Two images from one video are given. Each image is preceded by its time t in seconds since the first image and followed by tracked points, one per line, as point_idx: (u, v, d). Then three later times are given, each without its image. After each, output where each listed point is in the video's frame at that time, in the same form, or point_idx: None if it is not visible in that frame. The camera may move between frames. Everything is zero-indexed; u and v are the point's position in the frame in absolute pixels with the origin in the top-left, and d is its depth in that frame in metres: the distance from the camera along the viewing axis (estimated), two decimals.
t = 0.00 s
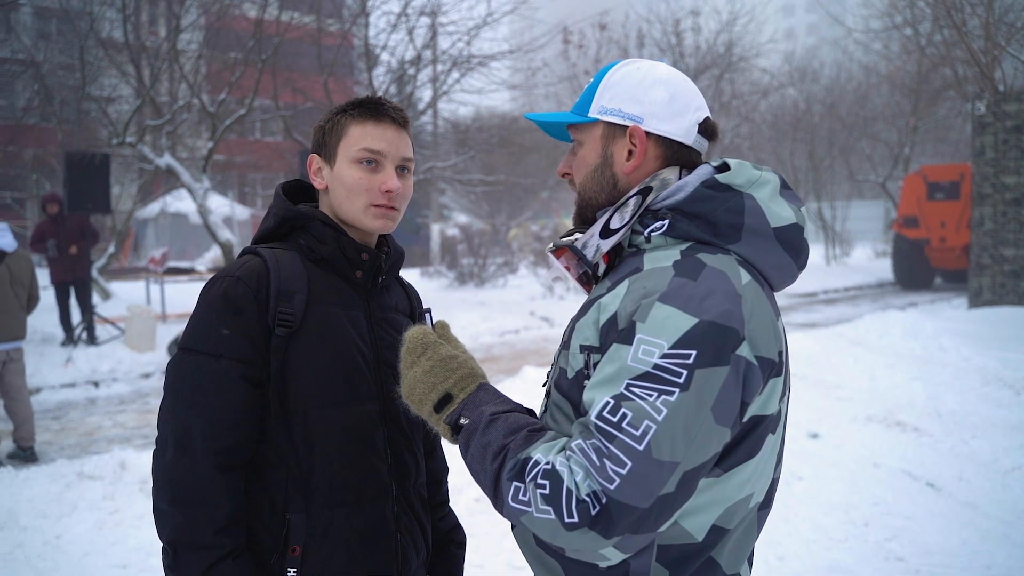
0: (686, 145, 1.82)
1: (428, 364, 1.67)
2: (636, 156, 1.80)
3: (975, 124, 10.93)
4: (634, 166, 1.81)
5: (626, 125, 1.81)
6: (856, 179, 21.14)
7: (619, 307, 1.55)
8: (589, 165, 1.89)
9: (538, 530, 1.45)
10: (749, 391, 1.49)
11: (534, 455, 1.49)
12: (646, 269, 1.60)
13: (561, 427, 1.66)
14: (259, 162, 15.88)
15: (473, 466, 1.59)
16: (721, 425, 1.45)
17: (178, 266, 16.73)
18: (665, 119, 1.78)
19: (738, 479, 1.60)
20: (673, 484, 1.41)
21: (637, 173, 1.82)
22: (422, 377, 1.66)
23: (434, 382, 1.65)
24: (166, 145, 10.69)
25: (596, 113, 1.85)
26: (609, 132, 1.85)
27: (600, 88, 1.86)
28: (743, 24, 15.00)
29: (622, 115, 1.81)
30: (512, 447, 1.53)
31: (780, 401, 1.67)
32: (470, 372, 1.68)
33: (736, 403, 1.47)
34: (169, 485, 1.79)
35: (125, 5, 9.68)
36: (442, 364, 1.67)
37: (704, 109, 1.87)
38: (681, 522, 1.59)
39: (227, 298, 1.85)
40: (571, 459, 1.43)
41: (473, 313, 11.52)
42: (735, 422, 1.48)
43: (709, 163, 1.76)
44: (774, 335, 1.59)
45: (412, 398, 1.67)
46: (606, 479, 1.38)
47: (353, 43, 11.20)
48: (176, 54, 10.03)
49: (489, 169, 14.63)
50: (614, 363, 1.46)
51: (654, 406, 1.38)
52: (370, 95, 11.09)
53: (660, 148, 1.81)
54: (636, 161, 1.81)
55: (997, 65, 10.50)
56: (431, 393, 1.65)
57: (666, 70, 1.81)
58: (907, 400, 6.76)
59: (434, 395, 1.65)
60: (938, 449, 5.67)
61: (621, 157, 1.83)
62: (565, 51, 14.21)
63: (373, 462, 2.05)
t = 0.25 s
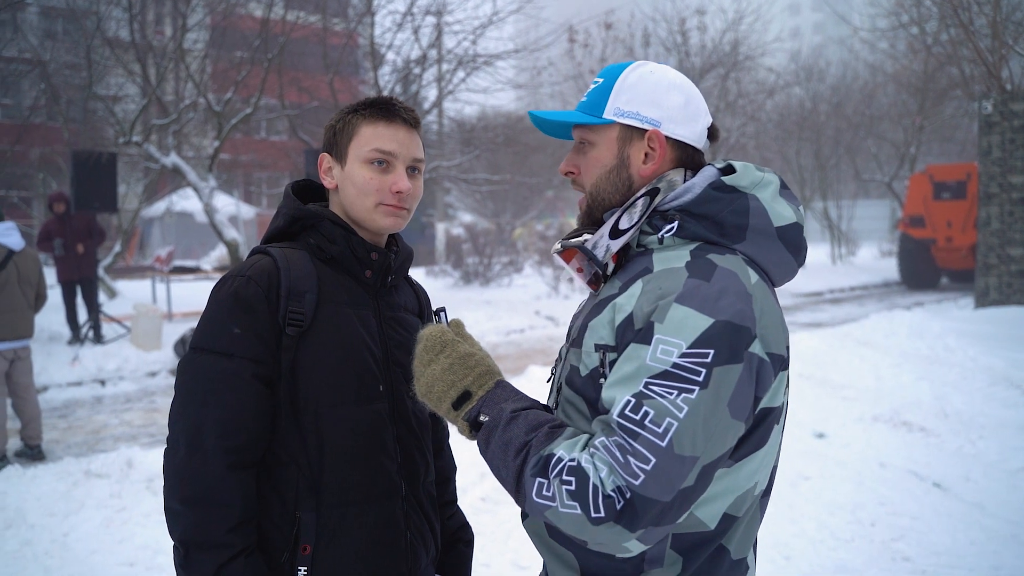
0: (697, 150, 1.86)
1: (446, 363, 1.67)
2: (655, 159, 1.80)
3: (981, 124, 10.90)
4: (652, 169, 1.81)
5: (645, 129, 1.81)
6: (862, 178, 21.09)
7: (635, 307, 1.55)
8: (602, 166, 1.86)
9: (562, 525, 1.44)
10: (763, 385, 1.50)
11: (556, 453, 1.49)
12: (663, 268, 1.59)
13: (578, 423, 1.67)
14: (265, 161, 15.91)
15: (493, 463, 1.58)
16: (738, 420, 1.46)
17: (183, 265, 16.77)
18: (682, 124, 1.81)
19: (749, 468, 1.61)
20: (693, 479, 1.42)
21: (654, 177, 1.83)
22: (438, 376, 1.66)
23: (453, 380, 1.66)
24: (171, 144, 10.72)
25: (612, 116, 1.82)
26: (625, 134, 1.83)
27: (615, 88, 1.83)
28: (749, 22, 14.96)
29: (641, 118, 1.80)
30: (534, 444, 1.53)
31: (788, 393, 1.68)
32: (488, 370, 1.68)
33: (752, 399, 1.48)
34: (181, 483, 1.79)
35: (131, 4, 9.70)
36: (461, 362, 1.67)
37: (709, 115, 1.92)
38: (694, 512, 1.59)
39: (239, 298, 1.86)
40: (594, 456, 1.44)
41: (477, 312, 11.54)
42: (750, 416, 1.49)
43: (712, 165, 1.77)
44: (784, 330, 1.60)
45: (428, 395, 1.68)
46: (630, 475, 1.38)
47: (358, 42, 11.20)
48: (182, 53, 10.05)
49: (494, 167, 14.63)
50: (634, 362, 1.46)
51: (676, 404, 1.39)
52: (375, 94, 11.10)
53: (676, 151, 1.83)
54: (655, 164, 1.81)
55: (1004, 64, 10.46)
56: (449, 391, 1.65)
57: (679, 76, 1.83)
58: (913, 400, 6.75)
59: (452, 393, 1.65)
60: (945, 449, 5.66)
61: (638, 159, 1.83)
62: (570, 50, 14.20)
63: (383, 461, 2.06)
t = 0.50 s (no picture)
0: (700, 152, 1.91)
1: (475, 375, 1.63)
2: (667, 163, 1.83)
3: (988, 123, 10.86)
4: (663, 172, 1.84)
5: (655, 134, 1.82)
6: (867, 177, 21.05)
7: (666, 312, 1.56)
8: (613, 171, 1.86)
9: (611, 528, 1.44)
10: (789, 378, 1.55)
11: (600, 458, 1.48)
12: (689, 271, 1.60)
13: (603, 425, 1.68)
14: (270, 161, 15.95)
15: (530, 472, 1.56)
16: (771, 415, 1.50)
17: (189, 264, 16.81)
18: (689, 128, 1.84)
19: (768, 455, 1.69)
20: (733, 473, 1.45)
21: (665, 180, 1.85)
22: (467, 390, 1.62)
23: (481, 393, 1.63)
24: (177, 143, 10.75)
25: (622, 121, 1.81)
26: (635, 139, 1.83)
27: (624, 93, 1.82)
28: (754, 21, 14.93)
29: (651, 123, 1.81)
30: (575, 451, 1.52)
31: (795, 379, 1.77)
32: (514, 380, 1.66)
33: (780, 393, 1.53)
34: (192, 482, 1.80)
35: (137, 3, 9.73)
36: (490, 374, 1.64)
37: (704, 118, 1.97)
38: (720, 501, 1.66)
39: (249, 296, 1.87)
40: (640, 459, 1.44)
41: (482, 311, 11.55)
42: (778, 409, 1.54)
43: (718, 168, 1.78)
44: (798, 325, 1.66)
45: (452, 408, 1.63)
46: (678, 475, 1.39)
47: (363, 41, 11.21)
48: (187, 52, 10.05)
49: (498, 167, 14.65)
50: (670, 365, 1.47)
51: (718, 404, 1.41)
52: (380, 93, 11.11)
53: (683, 155, 1.87)
54: (667, 168, 1.83)
55: (1011, 64, 10.43)
56: (478, 404, 1.62)
57: (682, 80, 1.86)
58: (919, 400, 6.74)
59: (482, 405, 1.62)
60: (952, 449, 5.65)
61: (649, 163, 1.84)
62: (575, 49, 14.20)
63: (392, 460, 2.07)
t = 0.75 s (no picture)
0: (696, 146, 1.89)
1: (505, 375, 1.64)
2: (663, 161, 1.82)
3: (993, 123, 10.80)
4: (661, 170, 1.83)
5: (647, 133, 1.82)
6: (871, 177, 21.01)
7: (696, 305, 1.57)
8: (612, 174, 1.86)
9: (655, 522, 1.45)
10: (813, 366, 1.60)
11: (640, 452, 1.48)
12: (717, 263, 1.62)
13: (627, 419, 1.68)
14: (275, 160, 15.98)
15: (568, 470, 1.55)
16: (799, 401, 1.55)
17: (193, 263, 16.85)
18: (682, 124, 1.83)
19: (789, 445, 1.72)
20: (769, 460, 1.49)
21: (664, 177, 1.84)
22: (498, 391, 1.62)
23: (511, 394, 1.63)
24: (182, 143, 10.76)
25: (614, 125, 1.82)
26: (629, 140, 1.83)
27: (613, 98, 1.83)
28: (759, 21, 14.92)
29: (642, 124, 1.81)
30: (614, 446, 1.52)
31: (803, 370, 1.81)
32: (538, 378, 1.66)
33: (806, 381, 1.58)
34: (199, 482, 1.80)
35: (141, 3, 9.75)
36: (517, 374, 1.64)
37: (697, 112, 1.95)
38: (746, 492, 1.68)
39: (257, 295, 1.87)
40: (684, 451, 1.44)
41: (486, 311, 11.55)
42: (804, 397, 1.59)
43: (725, 165, 1.79)
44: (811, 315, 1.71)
45: (482, 413, 1.63)
46: (722, 465, 1.41)
47: (367, 40, 11.22)
48: (192, 52, 10.08)
49: (502, 166, 14.65)
50: (706, 357, 1.49)
51: (757, 392, 1.45)
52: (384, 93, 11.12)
53: (680, 151, 1.86)
54: (662, 166, 1.82)
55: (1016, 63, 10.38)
56: (509, 404, 1.63)
57: (671, 77, 1.85)
58: (923, 400, 6.73)
59: (513, 404, 1.63)
60: (957, 449, 5.64)
61: (645, 163, 1.83)
62: (579, 49, 14.19)
63: (400, 459, 2.07)
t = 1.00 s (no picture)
0: (709, 146, 1.85)
1: (498, 374, 1.63)
2: (669, 160, 1.80)
3: (998, 122, 10.74)
4: (667, 169, 1.81)
5: (655, 131, 1.81)
6: (875, 177, 21.00)
7: (692, 307, 1.56)
8: (618, 172, 1.87)
9: (639, 528, 1.43)
10: (818, 375, 1.56)
11: (627, 456, 1.47)
12: (715, 264, 1.61)
13: (627, 424, 1.68)
14: (279, 159, 16.02)
15: (555, 472, 1.55)
16: (800, 410, 1.50)
17: (197, 262, 16.88)
18: (692, 122, 1.81)
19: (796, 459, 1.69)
20: (764, 471, 1.46)
21: (671, 177, 1.83)
22: (490, 390, 1.62)
23: (505, 393, 1.62)
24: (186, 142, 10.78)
25: (621, 122, 1.83)
26: (636, 138, 1.83)
27: (622, 95, 1.83)
28: (762, 21, 14.91)
29: (649, 121, 1.80)
30: (602, 450, 1.51)
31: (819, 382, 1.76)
32: (534, 378, 1.65)
33: (809, 389, 1.53)
34: (207, 481, 1.80)
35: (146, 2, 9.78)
36: (511, 374, 1.63)
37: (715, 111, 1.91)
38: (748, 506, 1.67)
39: (264, 294, 1.87)
40: (671, 456, 1.43)
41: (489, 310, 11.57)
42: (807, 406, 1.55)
43: (741, 164, 1.77)
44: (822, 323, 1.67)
45: (475, 413, 1.63)
46: (709, 473, 1.39)
47: (371, 39, 11.23)
48: (196, 51, 10.09)
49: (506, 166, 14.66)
50: (699, 361, 1.46)
51: (750, 399, 1.41)
52: (388, 92, 11.13)
53: (689, 150, 1.83)
54: (668, 165, 1.81)
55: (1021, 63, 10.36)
56: (501, 404, 1.62)
57: (683, 75, 1.83)
58: (927, 400, 6.73)
59: (505, 404, 1.62)
60: (961, 449, 5.64)
61: (651, 162, 1.83)
62: (583, 48, 14.21)
63: (406, 458, 2.07)
